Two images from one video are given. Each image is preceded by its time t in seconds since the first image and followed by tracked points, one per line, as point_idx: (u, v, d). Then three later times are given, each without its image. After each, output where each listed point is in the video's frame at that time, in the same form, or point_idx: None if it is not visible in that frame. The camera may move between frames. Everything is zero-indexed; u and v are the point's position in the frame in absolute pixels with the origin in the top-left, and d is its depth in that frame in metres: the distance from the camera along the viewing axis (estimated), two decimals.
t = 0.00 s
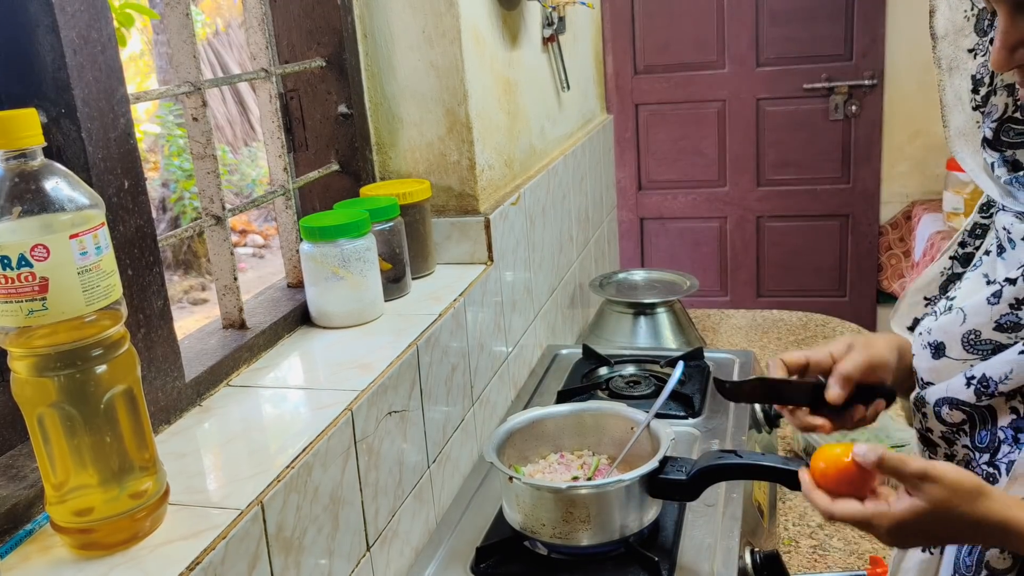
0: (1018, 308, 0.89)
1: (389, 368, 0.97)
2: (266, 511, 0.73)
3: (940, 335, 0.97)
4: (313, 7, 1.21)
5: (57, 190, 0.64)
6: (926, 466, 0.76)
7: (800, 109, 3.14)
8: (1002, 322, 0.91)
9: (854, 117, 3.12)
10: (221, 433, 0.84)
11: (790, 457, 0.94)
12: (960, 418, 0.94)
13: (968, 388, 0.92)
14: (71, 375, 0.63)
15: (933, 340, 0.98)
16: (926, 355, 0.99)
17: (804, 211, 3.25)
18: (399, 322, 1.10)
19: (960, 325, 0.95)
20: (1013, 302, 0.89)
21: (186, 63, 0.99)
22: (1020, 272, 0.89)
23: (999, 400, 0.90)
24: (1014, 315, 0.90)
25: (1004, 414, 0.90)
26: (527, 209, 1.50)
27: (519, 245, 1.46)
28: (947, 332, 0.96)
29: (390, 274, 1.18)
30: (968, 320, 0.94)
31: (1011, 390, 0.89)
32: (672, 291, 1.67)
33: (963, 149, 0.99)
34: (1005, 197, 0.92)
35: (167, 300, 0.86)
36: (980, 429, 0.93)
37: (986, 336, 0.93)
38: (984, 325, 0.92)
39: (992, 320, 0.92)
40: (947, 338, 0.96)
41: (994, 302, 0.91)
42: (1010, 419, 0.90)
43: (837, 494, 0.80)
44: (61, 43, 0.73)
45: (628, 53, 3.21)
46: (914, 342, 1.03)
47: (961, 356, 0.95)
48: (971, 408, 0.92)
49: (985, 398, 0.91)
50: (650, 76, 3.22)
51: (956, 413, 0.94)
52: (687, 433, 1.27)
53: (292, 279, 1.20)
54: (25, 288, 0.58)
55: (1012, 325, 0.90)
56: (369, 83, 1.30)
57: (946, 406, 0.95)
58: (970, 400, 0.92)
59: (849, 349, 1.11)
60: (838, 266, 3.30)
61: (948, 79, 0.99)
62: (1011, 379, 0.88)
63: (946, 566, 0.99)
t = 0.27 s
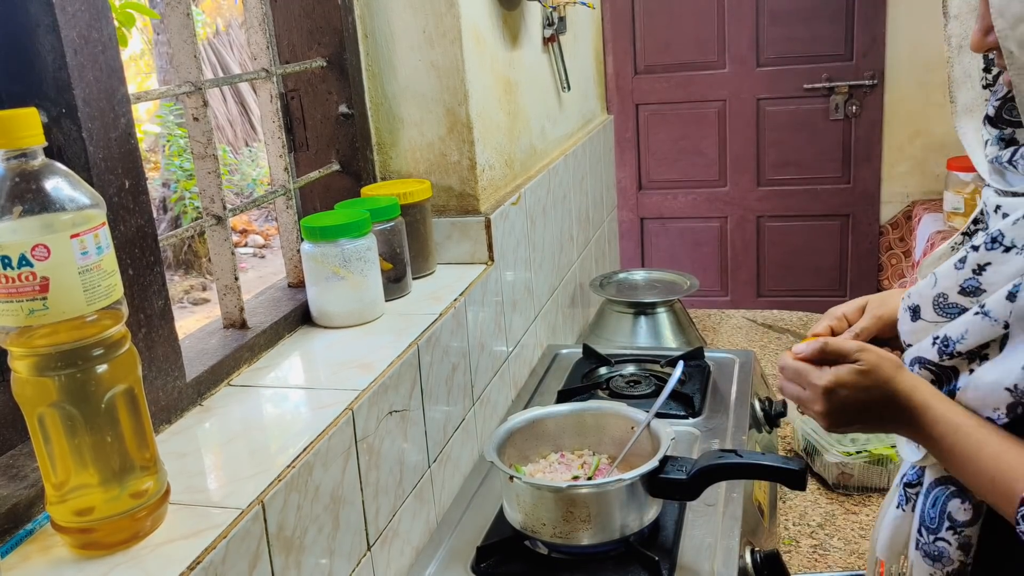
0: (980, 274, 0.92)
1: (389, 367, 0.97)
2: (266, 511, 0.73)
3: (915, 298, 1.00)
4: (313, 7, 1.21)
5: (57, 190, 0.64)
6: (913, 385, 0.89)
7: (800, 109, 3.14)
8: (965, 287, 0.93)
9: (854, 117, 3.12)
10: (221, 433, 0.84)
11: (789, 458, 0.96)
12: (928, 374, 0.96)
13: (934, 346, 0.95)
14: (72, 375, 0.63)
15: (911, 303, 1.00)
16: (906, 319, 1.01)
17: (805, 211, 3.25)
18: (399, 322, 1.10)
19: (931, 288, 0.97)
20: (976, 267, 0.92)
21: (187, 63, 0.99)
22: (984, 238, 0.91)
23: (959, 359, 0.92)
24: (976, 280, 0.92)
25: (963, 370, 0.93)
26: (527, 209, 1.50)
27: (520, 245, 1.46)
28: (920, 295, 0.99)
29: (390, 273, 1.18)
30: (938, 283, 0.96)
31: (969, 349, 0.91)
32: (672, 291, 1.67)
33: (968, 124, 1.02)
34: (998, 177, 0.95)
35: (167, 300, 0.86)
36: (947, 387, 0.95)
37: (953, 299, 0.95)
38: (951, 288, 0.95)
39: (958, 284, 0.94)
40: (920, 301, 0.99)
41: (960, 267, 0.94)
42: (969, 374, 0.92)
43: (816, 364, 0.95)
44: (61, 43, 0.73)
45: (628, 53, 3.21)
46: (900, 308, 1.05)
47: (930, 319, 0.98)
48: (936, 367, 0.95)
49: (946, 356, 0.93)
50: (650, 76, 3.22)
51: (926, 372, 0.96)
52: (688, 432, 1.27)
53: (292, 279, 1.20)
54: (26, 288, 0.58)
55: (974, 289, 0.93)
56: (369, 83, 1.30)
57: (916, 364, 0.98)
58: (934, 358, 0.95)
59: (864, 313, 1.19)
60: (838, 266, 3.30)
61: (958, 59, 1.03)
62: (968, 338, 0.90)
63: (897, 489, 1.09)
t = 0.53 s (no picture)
0: (966, 268, 0.95)
1: (389, 367, 0.97)
2: (266, 511, 0.73)
3: (906, 293, 1.02)
4: (313, 7, 1.21)
5: (58, 190, 0.64)
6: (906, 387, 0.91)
7: (800, 109, 3.14)
8: (952, 281, 0.96)
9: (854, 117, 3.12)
10: (221, 433, 0.84)
11: (789, 457, 0.96)
12: (917, 370, 0.98)
13: (922, 342, 0.97)
14: (72, 375, 0.63)
15: (901, 298, 1.03)
16: (896, 313, 1.04)
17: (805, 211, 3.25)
18: (399, 322, 1.10)
19: (921, 283, 1.00)
20: (963, 262, 0.95)
21: (186, 63, 0.99)
22: (970, 234, 0.94)
23: (946, 353, 0.94)
24: (962, 274, 0.95)
25: (952, 364, 0.94)
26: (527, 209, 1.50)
27: (520, 245, 1.46)
28: (910, 289, 1.02)
29: (390, 273, 1.18)
30: (928, 277, 0.99)
31: (956, 344, 0.93)
32: (672, 291, 1.67)
33: (961, 126, 1.04)
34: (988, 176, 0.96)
35: (167, 300, 0.86)
36: (936, 382, 0.96)
37: (942, 293, 0.98)
38: (939, 283, 0.98)
39: (946, 279, 0.97)
40: (910, 295, 1.02)
41: (947, 262, 0.97)
42: (958, 369, 0.93)
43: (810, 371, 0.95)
44: (61, 43, 0.73)
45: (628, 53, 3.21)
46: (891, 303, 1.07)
47: (920, 313, 1.01)
48: (925, 362, 0.97)
49: (934, 351, 0.95)
50: (650, 76, 3.22)
51: (915, 367, 0.98)
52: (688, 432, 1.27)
53: (293, 279, 1.20)
54: (26, 288, 0.58)
55: (962, 283, 0.96)
56: (369, 83, 1.30)
57: (905, 359, 0.99)
58: (922, 352, 0.97)
59: (862, 321, 1.19)
60: (838, 266, 3.30)
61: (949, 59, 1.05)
62: (954, 332, 0.92)
63: (892, 482, 1.10)
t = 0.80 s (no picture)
0: (975, 278, 0.94)
1: (389, 367, 0.97)
2: (266, 511, 0.73)
3: (913, 308, 1.02)
4: (313, 7, 1.21)
5: (57, 189, 0.64)
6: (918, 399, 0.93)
7: (800, 109, 3.14)
8: (961, 292, 0.95)
9: (854, 117, 3.12)
10: (221, 433, 0.84)
11: (790, 458, 0.96)
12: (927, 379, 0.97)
13: (931, 353, 0.96)
14: (72, 374, 0.63)
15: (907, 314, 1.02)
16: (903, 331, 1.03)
17: (805, 211, 3.25)
18: (400, 322, 1.10)
19: (928, 296, 1.00)
20: (971, 272, 0.94)
21: (187, 63, 0.99)
22: (978, 243, 0.94)
23: (957, 364, 0.93)
24: (971, 284, 0.95)
25: (961, 374, 0.94)
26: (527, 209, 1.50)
27: (520, 245, 1.46)
28: (918, 304, 1.01)
29: (390, 273, 1.18)
30: (935, 290, 0.99)
31: (966, 353, 0.92)
32: (672, 291, 1.68)
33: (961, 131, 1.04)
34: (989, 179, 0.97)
35: (167, 299, 0.86)
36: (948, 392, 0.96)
37: (948, 305, 0.97)
38: (947, 295, 0.97)
39: (954, 290, 0.96)
40: (917, 310, 1.01)
41: (956, 273, 0.96)
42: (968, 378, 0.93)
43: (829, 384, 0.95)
44: (61, 43, 0.73)
45: (628, 53, 3.21)
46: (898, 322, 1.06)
47: (927, 326, 1.00)
48: (936, 372, 0.96)
49: (944, 362, 0.94)
50: (650, 76, 3.22)
51: (924, 377, 0.98)
52: (688, 433, 1.27)
53: (292, 279, 1.20)
54: (26, 288, 0.58)
55: (970, 294, 0.95)
56: (369, 83, 1.30)
57: (914, 370, 0.99)
58: (933, 364, 0.96)
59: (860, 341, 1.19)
60: (838, 266, 3.30)
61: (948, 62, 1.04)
62: (964, 342, 0.91)
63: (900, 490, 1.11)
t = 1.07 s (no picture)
0: (1006, 298, 0.93)
1: (389, 367, 0.97)
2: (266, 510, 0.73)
3: (936, 330, 1.02)
4: (313, 7, 1.21)
5: (57, 189, 0.64)
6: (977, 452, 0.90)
7: (800, 109, 3.14)
8: (991, 312, 0.95)
9: (854, 117, 3.12)
10: (221, 433, 0.84)
11: (790, 458, 0.96)
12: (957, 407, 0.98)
13: (962, 381, 0.96)
14: (72, 374, 0.63)
15: (930, 336, 1.03)
16: (925, 353, 1.04)
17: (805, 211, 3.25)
18: (400, 322, 1.10)
19: (953, 317, 1.00)
20: (1002, 292, 0.94)
21: (187, 63, 0.99)
22: (1008, 262, 0.93)
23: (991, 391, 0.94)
24: (1002, 304, 0.94)
25: (993, 400, 0.96)
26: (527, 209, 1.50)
27: (520, 245, 1.46)
28: (942, 325, 1.01)
29: (390, 273, 1.18)
30: (961, 311, 0.98)
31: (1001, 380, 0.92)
32: (672, 291, 1.68)
33: (960, 136, 1.04)
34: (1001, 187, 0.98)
35: (167, 299, 0.86)
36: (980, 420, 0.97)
37: (975, 326, 0.97)
38: (974, 316, 0.97)
39: (982, 311, 0.96)
40: (942, 331, 1.01)
41: (985, 293, 0.95)
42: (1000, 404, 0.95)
43: (873, 431, 0.92)
44: (61, 43, 0.73)
45: (628, 53, 3.21)
46: (919, 340, 1.07)
47: (955, 347, 1.00)
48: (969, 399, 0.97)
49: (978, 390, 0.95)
50: (650, 76, 3.22)
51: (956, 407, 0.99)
52: (688, 433, 1.27)
53: (292, 279, 1.20)
54: (26, 287, 0.58)
55: (1001, 314, 0.94)
56: (369, 83, 1.30)
57: (945, 398, 0.99)
58: (966, 393, 0.96)
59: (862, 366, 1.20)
60: (838, 266, 3.30)
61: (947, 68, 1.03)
62: (999, 369, 0.91)
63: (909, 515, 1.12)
